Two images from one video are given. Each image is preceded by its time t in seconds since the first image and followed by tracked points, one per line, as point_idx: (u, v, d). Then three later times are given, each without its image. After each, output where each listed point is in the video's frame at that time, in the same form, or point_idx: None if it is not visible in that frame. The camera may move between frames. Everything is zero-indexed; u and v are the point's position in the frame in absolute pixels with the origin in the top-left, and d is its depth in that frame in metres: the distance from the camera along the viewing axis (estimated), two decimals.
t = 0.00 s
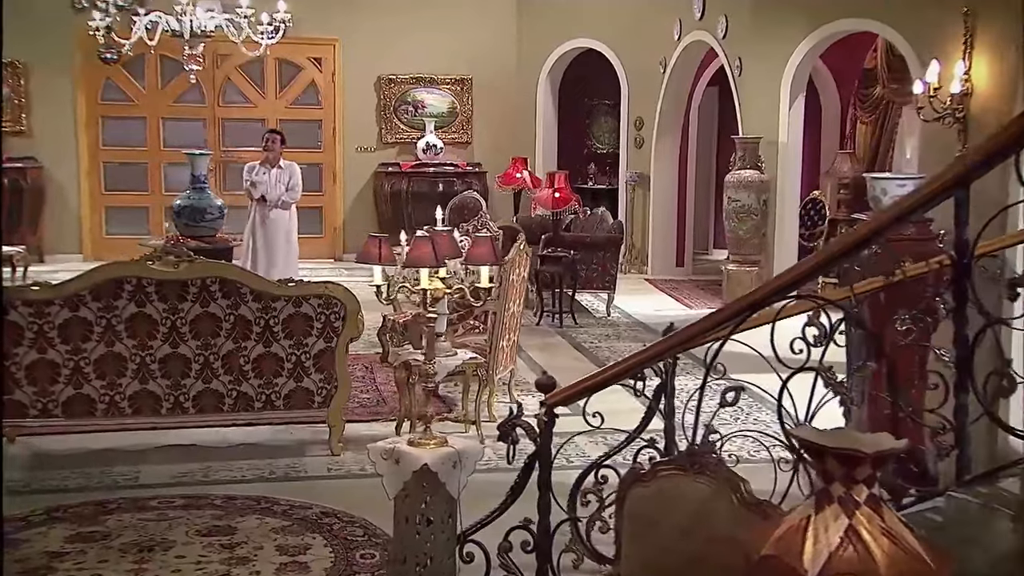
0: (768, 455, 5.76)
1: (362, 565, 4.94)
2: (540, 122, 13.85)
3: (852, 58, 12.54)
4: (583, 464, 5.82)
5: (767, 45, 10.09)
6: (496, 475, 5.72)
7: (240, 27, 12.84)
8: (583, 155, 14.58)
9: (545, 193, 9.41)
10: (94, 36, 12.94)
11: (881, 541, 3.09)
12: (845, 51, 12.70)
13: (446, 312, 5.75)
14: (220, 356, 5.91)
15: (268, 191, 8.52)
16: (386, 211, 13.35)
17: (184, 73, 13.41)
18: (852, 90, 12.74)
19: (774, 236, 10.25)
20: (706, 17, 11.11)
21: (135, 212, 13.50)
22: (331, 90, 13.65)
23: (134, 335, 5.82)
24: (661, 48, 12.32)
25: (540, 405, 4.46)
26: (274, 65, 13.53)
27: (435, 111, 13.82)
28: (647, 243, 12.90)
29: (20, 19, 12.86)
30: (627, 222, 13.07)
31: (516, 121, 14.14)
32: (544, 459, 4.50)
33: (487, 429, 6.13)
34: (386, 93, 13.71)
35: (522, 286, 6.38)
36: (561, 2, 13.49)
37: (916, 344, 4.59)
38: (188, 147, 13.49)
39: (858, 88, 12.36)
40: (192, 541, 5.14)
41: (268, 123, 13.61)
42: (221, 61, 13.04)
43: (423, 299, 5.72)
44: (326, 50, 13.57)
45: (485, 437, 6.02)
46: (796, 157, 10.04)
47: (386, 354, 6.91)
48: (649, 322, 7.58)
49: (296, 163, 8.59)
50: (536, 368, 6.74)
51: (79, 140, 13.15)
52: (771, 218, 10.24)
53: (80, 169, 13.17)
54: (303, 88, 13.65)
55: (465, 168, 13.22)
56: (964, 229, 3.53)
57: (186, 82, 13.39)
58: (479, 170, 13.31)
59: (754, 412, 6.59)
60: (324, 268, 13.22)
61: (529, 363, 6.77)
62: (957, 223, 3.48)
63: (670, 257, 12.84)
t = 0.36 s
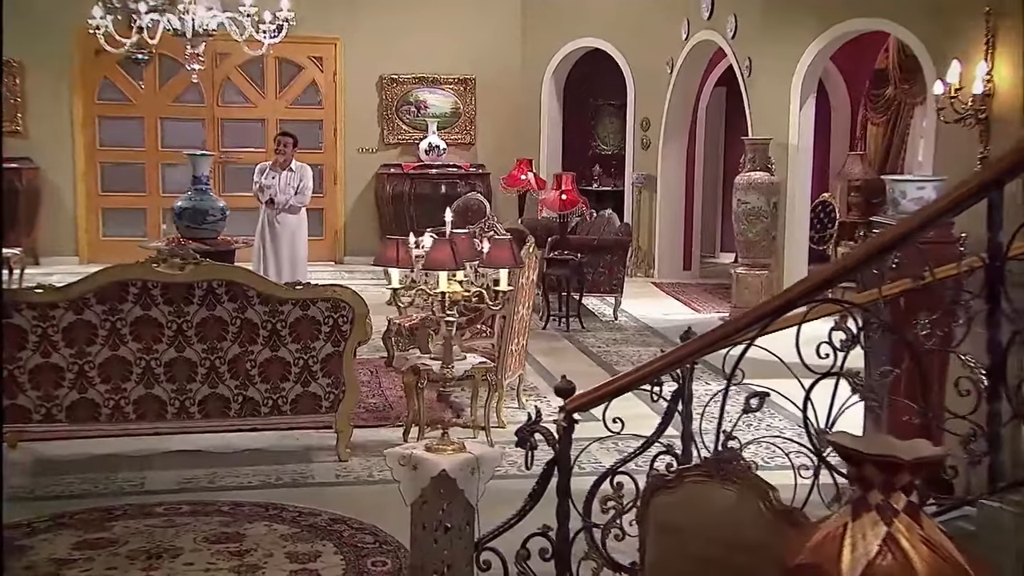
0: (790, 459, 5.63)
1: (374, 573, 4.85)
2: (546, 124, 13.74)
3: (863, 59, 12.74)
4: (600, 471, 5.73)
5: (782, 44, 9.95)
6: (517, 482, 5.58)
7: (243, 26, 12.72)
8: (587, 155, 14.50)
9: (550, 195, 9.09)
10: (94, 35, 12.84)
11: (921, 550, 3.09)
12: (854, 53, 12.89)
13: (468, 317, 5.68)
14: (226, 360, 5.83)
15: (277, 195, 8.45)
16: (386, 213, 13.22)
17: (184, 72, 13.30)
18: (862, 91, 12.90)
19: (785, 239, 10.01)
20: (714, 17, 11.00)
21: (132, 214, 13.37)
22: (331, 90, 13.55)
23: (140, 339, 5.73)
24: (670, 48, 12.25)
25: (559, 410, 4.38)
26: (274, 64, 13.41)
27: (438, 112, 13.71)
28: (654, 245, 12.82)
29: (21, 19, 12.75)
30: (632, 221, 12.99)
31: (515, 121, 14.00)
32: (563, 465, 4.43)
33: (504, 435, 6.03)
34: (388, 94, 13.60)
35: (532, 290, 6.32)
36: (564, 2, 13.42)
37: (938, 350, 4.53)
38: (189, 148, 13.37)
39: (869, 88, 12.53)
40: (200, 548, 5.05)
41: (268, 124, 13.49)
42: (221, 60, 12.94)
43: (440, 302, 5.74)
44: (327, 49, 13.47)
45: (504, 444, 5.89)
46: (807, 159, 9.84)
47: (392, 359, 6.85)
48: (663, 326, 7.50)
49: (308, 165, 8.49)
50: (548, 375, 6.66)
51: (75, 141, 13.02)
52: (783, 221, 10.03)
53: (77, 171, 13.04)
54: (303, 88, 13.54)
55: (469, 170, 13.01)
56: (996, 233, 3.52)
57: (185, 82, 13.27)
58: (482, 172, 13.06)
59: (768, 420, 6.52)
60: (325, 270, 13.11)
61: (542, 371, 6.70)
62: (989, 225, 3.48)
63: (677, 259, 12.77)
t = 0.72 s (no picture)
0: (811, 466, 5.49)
1: None
2: (551, 128, 13.75)
3: (874, 59, 12.72)
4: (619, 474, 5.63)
5: (793, 42, 9.80)
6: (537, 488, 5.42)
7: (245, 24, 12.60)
8: (592, 156, 14.46)
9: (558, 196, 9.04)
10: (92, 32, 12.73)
11: (964, 556, 3.01)
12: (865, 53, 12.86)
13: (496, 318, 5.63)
14: (231, 363, 5.73)
15: (279, 195, 8.39)
16: (388, 215, 13.06)
17: (182, 71, 13.17)
18: (873, 92, 12.90)
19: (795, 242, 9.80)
20: (723, 15, 10.87)
21: (128, 214, 13.23)
22: (331, 89, 13.42)
23: (144, 342, 5.63)
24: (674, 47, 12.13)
25: (579, 415, 4.31)
26: (273, 63, 13.28)
27: (440, 111, 13.60)
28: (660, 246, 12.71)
29: (19, 19, 12.68)
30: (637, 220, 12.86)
31: (514, 120, 13.90)
32: (582, 471, 4.34)
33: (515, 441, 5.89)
34: (389, 93, 13.49)
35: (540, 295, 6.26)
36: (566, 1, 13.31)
37: (963, 354, 4.46)
38: (188, 148, 13.25)
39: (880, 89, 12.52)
40: (207, 555, 4.94)
41: (267, 123, 13.34)
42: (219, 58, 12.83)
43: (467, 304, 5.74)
44: (327, 47, 13.35)
45: (521, 451, 5.73)
46: (817, 160, 9.69)
47: (397, 361, 6.76)
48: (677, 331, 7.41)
49: (310, 165, 8.44)
50: (558, 381, 6.57)
51: (70, 141, 12.89)
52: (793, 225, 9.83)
53: (72, 171, 12.91)
54: (303, 86, 13.41)
55: (472, 170, 12.93)
56: None
57: (182, 80, 13.13)
58: (486, 172, 12.97)
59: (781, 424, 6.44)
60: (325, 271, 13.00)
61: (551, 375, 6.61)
62: None
63: (683, 260, 12.64)
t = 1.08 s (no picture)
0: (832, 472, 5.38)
1: None
2: (557, 130, 13.47)
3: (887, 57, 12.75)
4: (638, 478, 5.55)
5: (802, 40, 9.71)
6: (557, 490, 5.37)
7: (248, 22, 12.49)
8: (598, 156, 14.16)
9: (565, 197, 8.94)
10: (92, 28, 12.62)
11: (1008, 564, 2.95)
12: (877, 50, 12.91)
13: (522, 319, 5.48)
14: (238, 367, 5.63)
15: (283, 195, 8.31)
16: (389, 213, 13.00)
17: (180, 69, 13.05)
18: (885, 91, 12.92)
19: (808, 244, 9.68)
20: (731, 13, 10.79)
21: (125, 215, 13.09)
22: (333, 87, 13.31)
23: (150, 345, 5.53)
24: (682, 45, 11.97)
25: (600, 419, 4.25)
26: (273, 61, 13.17)
27: (443, 110, 13.53)
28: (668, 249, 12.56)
29: (19, 18, 12.57)
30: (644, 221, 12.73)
31: (514, 120, 13.79)
32: (603, 476, 4.27)
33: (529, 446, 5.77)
34: (392, 91, 13.40)
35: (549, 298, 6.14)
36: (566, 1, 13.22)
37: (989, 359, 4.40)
38: (187, 148, 13.12)
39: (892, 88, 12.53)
40: (218, 561, 4.83)
41: (267, 122, 13.23)
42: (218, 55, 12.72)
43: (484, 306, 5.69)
44: (328, 45, 13.24)
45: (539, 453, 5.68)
46: (829, 160, 9.56)
47: (404, 365, 6.68)
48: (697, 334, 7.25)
49: (312, 165, 8.39)
50: (568, 385, 6.47)
51: (68, 140, 12.76)
52: (803, 226, 9.68)
53: (68, 171, 12.78)
54: (304, 85, 13.30)
55: (476, 170, 12.87)
56: None
57: (180, 78, 13.02)
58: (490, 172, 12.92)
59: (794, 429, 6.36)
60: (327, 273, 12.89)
61: (559, 379, 6.52)
62: None
63: (691, 261, 12.49)
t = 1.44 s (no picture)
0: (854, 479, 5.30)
1: None
2: (558, 131, 13.34)
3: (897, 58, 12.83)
4: (657, 485, 5.45)
5: (811, 41, 9.67)
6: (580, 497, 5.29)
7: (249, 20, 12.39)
8: (601, 158, 14.05)
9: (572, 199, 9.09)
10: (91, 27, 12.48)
11: None
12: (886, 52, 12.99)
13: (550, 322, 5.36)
14: (244, 372, 5.54)
15: (284, 198, 8.24)
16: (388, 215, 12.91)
17: (176, 69, 12.91)
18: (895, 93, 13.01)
19: (818, 249, 9.58)
20: (741, 12, 10.76)
21: (120, 218, 12.94)
22: (333, 87, 13.21)
23: (154, 350, 5.43)
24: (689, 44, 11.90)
25: (622, 425, 4.17)
26: (272, 61, 13.04)
27: (445, 111, 13.44)
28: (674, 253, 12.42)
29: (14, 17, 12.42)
30: (650, 224, 12.58)
31: (513, 121, 13.69)
32: (624, 484, 4.19)
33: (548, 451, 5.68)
34: (393, 92, 13.30)
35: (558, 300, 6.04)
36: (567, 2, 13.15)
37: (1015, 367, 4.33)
38: (184, 149, 12.98)
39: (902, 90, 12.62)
40: (226, 570, 4.71)
41: (265, 123, 13.09)
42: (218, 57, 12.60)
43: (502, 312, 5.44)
44: (328, 44, 13.15)
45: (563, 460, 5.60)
46: (839, 162, 9.49)
47: (410, 370, 6.61)
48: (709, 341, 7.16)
49: (312, 168, 8.31)
50: (575, 391, 6.37)
51: (62, 141, 12.60)
52: (813, 229, 9.61)
53: (62, 173, 12.63)
54: (303, 85, 13.18)
55: (477, 172, 12.83)
56: None
57: (177, 78, 12.89)
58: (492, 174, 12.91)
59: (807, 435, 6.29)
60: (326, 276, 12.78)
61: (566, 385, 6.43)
62: None
63: (697, 266, 12.34)
